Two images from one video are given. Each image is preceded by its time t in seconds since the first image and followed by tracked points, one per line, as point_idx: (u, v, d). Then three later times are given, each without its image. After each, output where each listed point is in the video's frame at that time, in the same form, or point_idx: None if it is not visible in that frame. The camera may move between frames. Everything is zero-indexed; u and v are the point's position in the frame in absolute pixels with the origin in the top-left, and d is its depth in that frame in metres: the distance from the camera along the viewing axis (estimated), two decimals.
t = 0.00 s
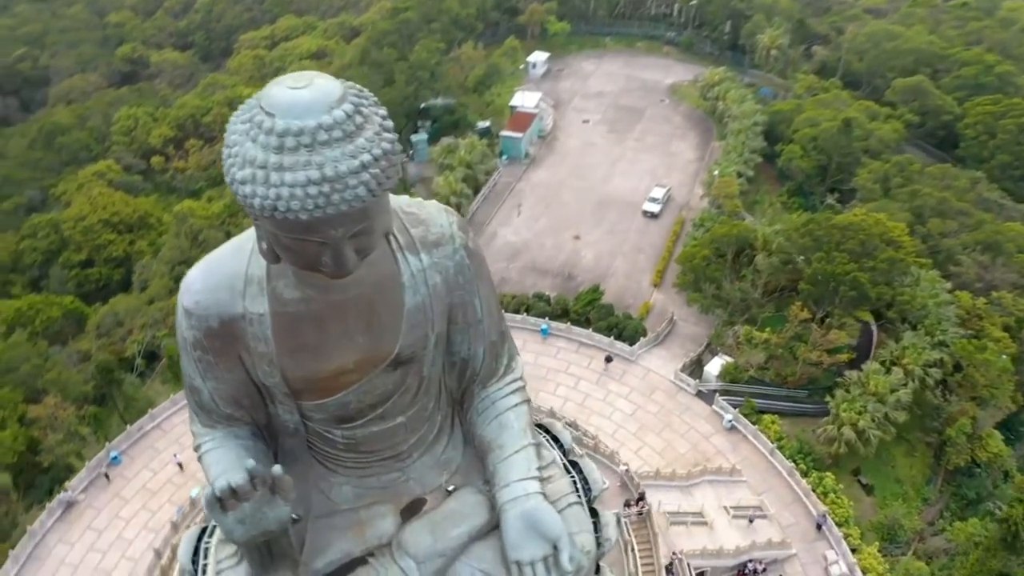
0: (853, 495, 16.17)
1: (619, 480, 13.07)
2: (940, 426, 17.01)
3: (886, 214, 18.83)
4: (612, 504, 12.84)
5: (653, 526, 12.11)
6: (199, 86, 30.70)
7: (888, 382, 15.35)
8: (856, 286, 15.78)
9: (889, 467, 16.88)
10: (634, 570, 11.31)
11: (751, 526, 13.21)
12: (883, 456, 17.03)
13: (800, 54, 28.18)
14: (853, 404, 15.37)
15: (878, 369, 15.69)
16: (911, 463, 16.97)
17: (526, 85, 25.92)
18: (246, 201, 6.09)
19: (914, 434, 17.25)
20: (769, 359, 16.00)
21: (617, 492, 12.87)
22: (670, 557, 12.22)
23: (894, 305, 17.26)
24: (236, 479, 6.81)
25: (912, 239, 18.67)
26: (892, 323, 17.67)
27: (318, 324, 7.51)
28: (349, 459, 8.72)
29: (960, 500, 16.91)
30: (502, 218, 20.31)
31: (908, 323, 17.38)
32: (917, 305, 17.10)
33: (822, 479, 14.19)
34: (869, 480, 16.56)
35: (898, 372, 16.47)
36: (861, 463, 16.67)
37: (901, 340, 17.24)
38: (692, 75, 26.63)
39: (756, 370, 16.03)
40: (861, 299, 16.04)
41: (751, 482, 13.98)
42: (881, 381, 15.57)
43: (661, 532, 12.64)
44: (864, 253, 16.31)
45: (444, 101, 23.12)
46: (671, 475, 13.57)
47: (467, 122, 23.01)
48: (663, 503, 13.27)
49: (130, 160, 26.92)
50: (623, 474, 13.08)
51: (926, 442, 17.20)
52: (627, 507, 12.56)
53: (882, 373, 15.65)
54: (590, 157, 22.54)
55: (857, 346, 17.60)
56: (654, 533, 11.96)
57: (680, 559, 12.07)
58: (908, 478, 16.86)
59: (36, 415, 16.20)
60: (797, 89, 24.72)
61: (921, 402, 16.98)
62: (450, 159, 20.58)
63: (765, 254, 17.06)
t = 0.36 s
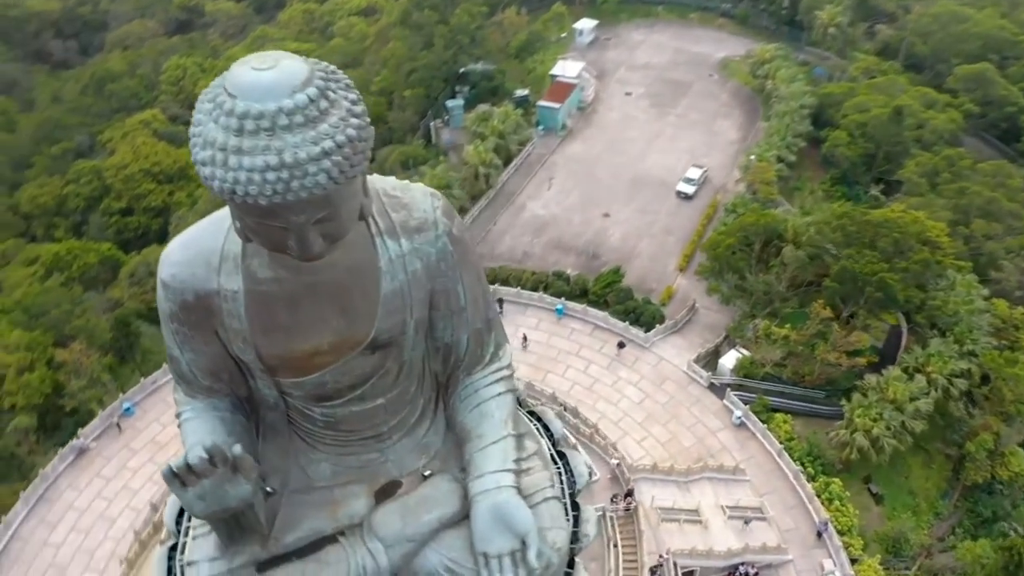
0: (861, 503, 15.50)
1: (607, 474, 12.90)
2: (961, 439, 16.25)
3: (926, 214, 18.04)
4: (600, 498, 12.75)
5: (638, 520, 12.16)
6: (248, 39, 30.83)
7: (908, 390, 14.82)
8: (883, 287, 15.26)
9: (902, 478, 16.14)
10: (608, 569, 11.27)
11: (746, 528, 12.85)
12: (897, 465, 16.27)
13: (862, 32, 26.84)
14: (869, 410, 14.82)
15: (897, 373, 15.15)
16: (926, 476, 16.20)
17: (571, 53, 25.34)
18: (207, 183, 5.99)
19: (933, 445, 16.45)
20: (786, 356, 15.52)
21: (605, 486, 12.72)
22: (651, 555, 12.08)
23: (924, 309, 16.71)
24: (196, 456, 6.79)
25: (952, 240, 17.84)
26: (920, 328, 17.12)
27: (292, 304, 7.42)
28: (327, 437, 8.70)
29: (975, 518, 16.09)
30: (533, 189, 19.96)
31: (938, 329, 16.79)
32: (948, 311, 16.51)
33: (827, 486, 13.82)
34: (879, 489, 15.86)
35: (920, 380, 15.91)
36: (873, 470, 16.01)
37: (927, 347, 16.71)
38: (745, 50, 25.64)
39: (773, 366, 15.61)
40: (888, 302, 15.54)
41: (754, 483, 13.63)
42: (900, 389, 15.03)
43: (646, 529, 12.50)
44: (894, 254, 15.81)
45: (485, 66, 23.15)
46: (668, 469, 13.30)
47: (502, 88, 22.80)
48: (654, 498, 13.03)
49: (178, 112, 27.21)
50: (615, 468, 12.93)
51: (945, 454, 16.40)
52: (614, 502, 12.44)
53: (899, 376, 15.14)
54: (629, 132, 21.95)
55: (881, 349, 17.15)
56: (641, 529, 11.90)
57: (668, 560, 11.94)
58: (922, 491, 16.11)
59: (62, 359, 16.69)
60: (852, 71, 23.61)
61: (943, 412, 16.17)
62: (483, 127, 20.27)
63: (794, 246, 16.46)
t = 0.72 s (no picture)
0: (873, 531, 14.90)
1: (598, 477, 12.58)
2: (988, 476, 15.46)
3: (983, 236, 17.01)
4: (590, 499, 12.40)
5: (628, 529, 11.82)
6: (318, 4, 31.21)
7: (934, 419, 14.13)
8: (920, 309, 14.55)
9: (922, 509, 15.46)
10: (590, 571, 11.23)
11: (744, 543, 12.52)
12: (918, 495, 15.58)
13: (947, 34, 25.42)
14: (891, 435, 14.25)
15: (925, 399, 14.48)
16: (947, 509, 15.53)
17: (635, 38, 24.79)
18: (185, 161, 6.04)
19: (959, 478, 15.68)
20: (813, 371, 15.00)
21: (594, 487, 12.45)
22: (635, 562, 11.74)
23: (964, 336, 15.95)
24: (169, 424, 6.93)
25: (1004, 266, 16.89)
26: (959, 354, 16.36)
27: (278, 283, 7.48)
28: (315, 414, 8.84)
29: (994, 559, 15.66)
30: (578, 175, 19.65)
31: (976, 358, 16.04)
32: (990, 340, 15.70)
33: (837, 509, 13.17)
34: (895, 518, 15.23)
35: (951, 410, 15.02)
36: (889, 498, 15.37)
37: (964, 375, 15.90)
38: (817, 45, 24.61)
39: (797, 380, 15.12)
40: (925, 324, 14.79)
41: (760, 497, 13.28)
42: (927, 417, 14.39)
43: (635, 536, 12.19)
44: (938, 274, 15.06)
45: (545, 45, 22.99)
46: (669, 477, 12.93)
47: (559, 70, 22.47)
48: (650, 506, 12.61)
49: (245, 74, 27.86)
50: (608, 470, 12.62)
51: (970, 488, 15.64)
52: (604, 504, 12.14)
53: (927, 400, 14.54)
54: (684, 124, 21.35)
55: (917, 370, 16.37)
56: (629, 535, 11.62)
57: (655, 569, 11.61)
58: (940, 524, 15.49)
59: (106, 308, 17.36)
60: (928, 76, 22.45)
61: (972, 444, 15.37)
62: (531, 110, 20.07)
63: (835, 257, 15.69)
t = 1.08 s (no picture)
0: (884, 564, 14.31)
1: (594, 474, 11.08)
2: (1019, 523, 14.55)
3: None
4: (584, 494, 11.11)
5: (615, 538, 10.28)
6: None
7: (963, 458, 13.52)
8: (962, 342, 13.76)
9: (940, 548, 14.74)
10: None
11: (742, 559, 11.34)
12: (939, 533, 14.88)
13: None
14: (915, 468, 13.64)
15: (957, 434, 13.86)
16: (969, 552, 14.68)
17: (716, 31, 24.16)
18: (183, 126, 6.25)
19: (987, 522, 14.87)
20: (845, 393, 14.47)
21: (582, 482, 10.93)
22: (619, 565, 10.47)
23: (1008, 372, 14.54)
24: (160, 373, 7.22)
25: None
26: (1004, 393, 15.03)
27: (278, 250, 7.66)
28: (316, 380, 9.11)
29: None
30: (636, 167, 19.37)
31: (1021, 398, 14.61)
32: None
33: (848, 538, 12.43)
34: (910, 554, 14.57)
35: (982, 450, 13.91)
36: (907, 532, 14.74)
37: (1003, 416, 14.66)
38: (909, 53, 23.46)
39: (828, 401, 14.61)
40: (966, 357, 14.04)
41: (769, 513, 12.11)
42: (956, 454, 13.75)
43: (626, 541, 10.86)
44: (992, 306, 14.31)
45: (620, 32, 22.69)
46: (675, 482, 11.75)
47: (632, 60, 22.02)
48: (647, 509, 11.33)
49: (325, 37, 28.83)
50: (606, 468, 11.10)
51: (998, 534, 14.78)
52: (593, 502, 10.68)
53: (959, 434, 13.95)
54: (753, 124, 20.74)
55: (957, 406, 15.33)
56: (616, 541, 10.22)
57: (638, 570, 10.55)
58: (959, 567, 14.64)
59: (166, 254, 18.29)
60: None
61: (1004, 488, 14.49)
62: (596, 97, 19.79)
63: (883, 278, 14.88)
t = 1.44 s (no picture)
0: None
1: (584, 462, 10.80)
2: None
3: None
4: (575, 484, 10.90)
5: (600, 529, 10.20)
6: None
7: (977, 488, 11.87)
8: (991, 372, 12.34)
9: None
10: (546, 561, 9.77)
11: (730, 565, 11.22)
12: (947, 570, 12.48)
13: None
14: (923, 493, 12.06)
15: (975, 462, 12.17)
16: None
17: (787, 31, 23.51)
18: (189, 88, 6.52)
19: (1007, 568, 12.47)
20: (860, 411, 13.05)
21: (570, 467, 10.73)
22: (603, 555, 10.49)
23: None
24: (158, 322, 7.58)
25: None
26: None
27: (282, 214, 7.92)
28: (318, 343, 9.42)
29: None
30: (684, 163, 19.06)
31: None
32: None
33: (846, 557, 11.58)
34: None
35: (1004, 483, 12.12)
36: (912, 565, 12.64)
37: None
38: (989, 67, 22.44)
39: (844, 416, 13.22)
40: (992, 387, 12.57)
41: (767, 522, 11.94)
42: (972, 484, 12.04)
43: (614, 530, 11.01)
44: None
45: (685, 26, 22.30)
46: (674, 480, 11.71)
47: (693, 54, 21.81)
48: (640, 504, 11.33)
49: (397, 12, 29.72)
50: (600, 458, 10.93)
51: None
52: (582, 490, 10.50)
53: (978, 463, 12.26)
54: (812, 129, 20.18)
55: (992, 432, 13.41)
56: (602, 532, 10.17)
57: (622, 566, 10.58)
58: None
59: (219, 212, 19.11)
60: None
61: None
62: (650, 89, 19.54)
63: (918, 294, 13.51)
